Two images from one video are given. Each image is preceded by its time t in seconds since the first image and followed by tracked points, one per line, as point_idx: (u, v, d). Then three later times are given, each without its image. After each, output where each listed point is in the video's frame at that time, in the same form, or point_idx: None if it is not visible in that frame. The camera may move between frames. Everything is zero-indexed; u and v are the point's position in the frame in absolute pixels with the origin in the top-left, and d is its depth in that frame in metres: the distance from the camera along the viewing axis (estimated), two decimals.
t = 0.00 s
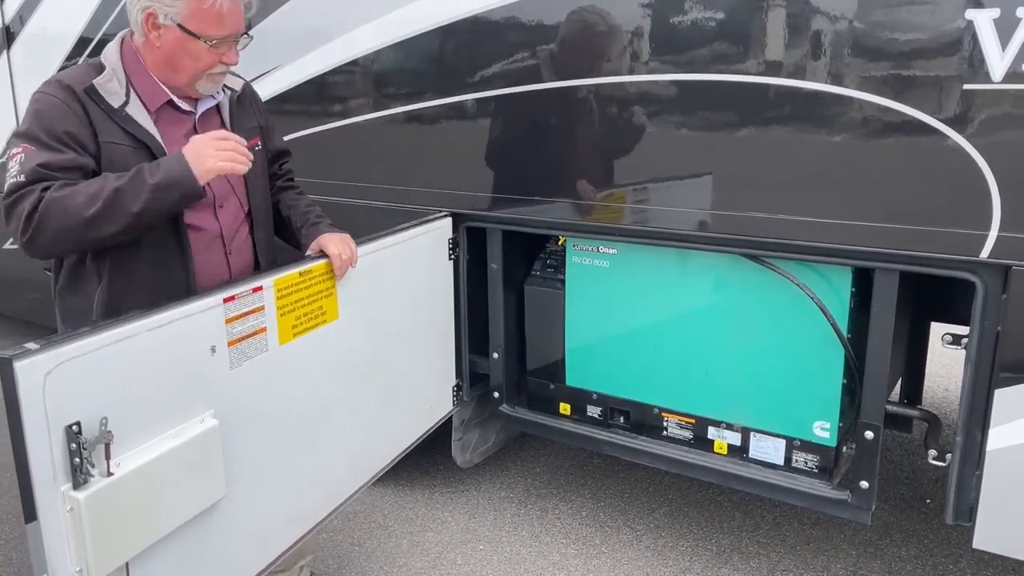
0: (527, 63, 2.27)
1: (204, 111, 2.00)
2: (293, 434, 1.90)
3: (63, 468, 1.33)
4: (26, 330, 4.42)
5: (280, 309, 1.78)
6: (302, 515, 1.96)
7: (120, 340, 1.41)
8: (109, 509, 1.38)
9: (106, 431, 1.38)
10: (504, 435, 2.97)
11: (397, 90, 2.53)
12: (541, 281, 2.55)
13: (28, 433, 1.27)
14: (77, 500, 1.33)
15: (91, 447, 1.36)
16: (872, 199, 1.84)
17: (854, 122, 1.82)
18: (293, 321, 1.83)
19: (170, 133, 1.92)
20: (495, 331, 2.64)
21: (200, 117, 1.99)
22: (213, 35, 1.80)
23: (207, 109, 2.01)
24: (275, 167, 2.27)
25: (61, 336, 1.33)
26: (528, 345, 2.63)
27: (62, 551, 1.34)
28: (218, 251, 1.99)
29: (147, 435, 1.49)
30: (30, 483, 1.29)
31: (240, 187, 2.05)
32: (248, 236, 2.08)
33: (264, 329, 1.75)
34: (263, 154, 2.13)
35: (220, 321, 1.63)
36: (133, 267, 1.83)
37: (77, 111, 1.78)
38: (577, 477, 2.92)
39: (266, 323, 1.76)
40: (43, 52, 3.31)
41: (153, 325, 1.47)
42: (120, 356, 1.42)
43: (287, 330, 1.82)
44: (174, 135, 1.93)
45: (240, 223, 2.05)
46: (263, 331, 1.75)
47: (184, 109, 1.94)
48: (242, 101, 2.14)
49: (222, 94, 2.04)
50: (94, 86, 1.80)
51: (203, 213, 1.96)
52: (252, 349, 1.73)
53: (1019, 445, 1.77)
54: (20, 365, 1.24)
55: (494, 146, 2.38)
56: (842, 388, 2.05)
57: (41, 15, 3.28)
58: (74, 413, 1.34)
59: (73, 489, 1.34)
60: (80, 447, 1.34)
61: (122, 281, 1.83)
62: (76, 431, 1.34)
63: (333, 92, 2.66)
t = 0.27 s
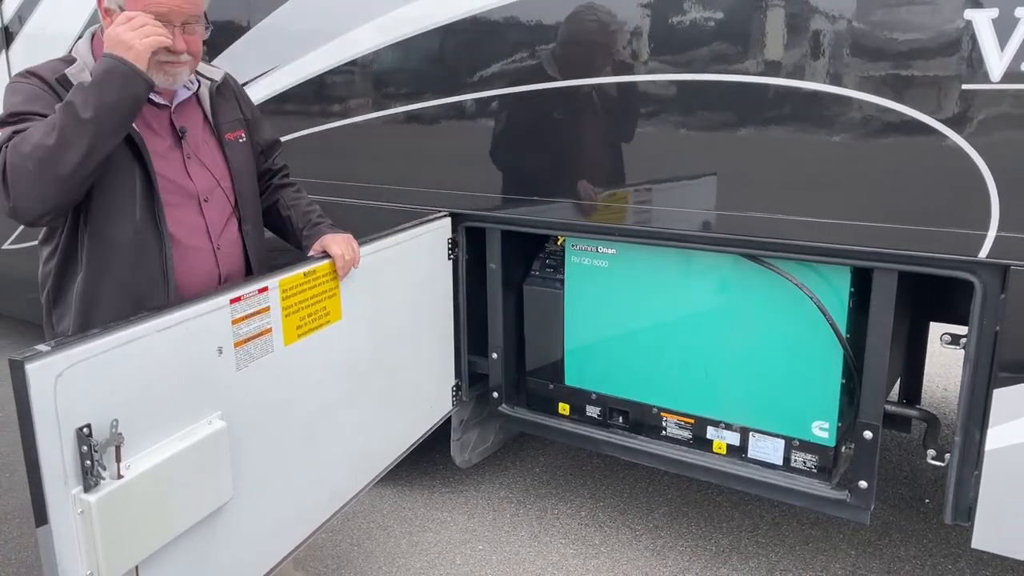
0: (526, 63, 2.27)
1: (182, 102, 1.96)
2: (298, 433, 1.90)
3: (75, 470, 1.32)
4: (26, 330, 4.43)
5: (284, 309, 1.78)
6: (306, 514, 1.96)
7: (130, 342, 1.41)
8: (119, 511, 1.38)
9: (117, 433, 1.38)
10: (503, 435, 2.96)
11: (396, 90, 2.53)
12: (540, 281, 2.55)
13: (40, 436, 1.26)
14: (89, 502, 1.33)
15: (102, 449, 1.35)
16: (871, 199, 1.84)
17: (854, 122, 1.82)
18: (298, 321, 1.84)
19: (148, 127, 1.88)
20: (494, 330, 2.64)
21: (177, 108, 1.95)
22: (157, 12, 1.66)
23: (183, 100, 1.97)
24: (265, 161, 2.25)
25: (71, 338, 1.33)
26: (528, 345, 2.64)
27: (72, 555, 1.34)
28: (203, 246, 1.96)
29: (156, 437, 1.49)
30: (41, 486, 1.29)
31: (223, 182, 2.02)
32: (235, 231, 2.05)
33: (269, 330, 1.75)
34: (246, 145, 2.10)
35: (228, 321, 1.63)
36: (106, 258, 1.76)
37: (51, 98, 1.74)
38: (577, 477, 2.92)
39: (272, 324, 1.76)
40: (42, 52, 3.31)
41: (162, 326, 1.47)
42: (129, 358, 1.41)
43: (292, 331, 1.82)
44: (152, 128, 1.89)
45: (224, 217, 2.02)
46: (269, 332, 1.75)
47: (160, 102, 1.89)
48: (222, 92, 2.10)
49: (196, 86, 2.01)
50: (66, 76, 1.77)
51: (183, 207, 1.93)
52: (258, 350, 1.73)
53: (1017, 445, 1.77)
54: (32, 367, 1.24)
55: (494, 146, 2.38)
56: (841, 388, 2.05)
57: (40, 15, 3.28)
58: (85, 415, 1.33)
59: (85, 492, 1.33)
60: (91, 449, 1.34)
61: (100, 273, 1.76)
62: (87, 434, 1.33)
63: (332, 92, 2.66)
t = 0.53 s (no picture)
0: (526, 62, 2.26)
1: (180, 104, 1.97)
2: (300, 433, 1.89)
3: (84, 472, 1.32)
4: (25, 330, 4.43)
5: (288, 309, 1.78)
6: (308, 515, 1.95)
7: (137, 343, 1.41)
8: (128, 513, 1.38)
9: (126, 435, 1.38)
10: (502, 436, 2.96)
11: (395, 89, 2.53)
12: (539, 281, 2.55)
13: (50, 438, 1.26)
14: (98, 505, 1.32)
15: (111, 451, 1.36)
16: (871, 199, 1.84)
17: (853, 122, 1.82)
18: (302, 322, 1.84)
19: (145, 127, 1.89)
20: (493, 331, 2.64)
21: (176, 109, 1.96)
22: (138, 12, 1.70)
23: (183, 101, 1.98)
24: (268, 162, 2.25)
25: (79, 339, 1.32)
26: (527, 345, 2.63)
27: (81, 557, 1.34)
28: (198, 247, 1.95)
29: (164, 439, 1.49)
30: (50, 487, 1.28)
31: (221, 182, 2.02)
32: (230, 232, 2.05)
33: (274, 330, 1.76)
34: (248, 146, 2.11)
35: (232, 321, 1.63)
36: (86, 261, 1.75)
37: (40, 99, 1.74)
38: (575, 477, 2.92)
39: (276, 324, 1.76)
40: (41, 52, 3.30)
41: (169, 328, 1.47)
42: (136, 359, 1.41)
43: (296, 331, 1.82)
44: (149, 129, 1.90)
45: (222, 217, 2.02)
46: (272, 332, 1.75)
47: (158, 102, 1.91)
48: (224, 92, 2.10)
49: (195, 85, 2.02)
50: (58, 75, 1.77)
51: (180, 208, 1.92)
52: (262, 352, 1.72)
53: (1016, 445, 1.77)
54: (42, 369, 1.23)
55: (493, 146, 2.38)
56: (839, 388, 2.05)
57: (38, 15, 3.28)
58: (94, 417, 1.33)
59: (94, 494, 1.33)
60: (100, 451, 1.34)
61: (84, 278, 1.75)
62: (96, 435, 1.33)
63: (331, 91, 2.66)
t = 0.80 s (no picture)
0: (525, 62, 2.26)
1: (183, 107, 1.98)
2: (301, 433, 1.89)
3: (86, 473, 1.32)
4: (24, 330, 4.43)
5: (289, 309, 1.78)
6: (309, 515, 1.95)
7: (137, 344, 1.41)
8: (130, 514, 1.38)
9: (127, 435, 1.38)
10: (502, 436, 2.96)
11: (395, 89, 2.52)
12: (538, 281, 2.55)
13: (52, 439, 1.26)
14: (100, 505, 1.32)
15: (112, 452, 1.35)
16: (870, 199, 1.84)
17: (852, 122, 1.82)
18: (302, 322, 1.84)
19: (152, 133, 1.88)
20: (492, 331, 2.64)
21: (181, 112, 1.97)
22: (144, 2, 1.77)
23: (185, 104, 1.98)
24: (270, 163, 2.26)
25: (80, 339, 1.32)
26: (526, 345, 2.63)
27: (83, 558, 1.33)
28: (207, 252, 1.97)
29: (165, 439, 1.49)
30: (51, 488, 1.28)
31: (228, 185, 2.03)
32: (237, 236, 2.06)
33: (275, 331, 1.76)
34: (251, 148, 2.11)
35: (233, 322, 1.63)
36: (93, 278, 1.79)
37: (43, 114, 1.74)
38: (575, 477, 2.92)
39: (277, 324, 1.76)
40: (40, 51, 3.30)
41: (169, 328, 1.47)
42: (137, 359, 1.41)
43: (296, 331, 1.82)
44: (156, 134, 1.89)
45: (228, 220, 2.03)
46: (273, 333, 1.75)
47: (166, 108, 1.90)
48: (227, 93, 2.11)
49: (201, 87, 2.01)
50: (64, 85, 1.76)
51: (189, 213, 1.93)
52: (263, 352, 1.73)
53: (1015, 445, 1.77)
54: (44, 370, 1.23)
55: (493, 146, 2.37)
56: (839, 388, 2.05)
57: (37, 15, 3.27)
58: (95, 418, 1.33)
59: (95, 495, 1.33)
60: (102, 452, 1.33)
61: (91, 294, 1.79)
62: (97, 436, 1.33)
63: (330, 91, 2.66)
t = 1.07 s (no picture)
0: (525, 63, 2.26)
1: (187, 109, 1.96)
2: (301, 433, 1.89)
3: (84, 473, 1.32)
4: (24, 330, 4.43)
5: (288, 310, 1.78)
6: (308, 515, 1.95)
7: (136, 344, 1.41)
8: (128, 514, 1.38)
9: (126, 435, 1.38)
10: (501, 436, 2.96)
11: (394, 89, 2.52)
12: (537, 281, 2.55)
13: (50, 440, 1.26)
14: (97, 506, 1.33)
15: (111, 452, 1.36)
16: (869, 200, 1.84)
17: (852, 123, 1.82)
18: (301, 322, 1.84)
19: (158, 136, 1.88)
20: (491, 331, 2.64)
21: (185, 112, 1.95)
22: (161, 10, 1.74)
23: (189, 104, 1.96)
24: (271, 162, 2.25)
25: (80, 339, 1.33)
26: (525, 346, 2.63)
27: (80, 558, 1.34)
28: (214, 254, 1.98)
29: (164, 439, 1.49)
30: (49, 488, 1.29)
31: (232, 186, 2.03)
32: (242, 238, 2.07)
33: (273, 331, 1.75)
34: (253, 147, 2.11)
35: (231, 322, 1.62)
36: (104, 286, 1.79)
37: (51, 121, 1.71)
38: (574, 477, 2.92)
39: (275, 325, 1.76)
40: (38, 51, 3.30)
41: (168, 328, 1.47)
42: (136, 359, 1.41)
43: (295, 331, 1.82)
44: (161, 138, 1.88)
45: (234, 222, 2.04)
46: (272, 333, 1.75)
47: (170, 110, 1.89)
48: (228, 93, 2.11)
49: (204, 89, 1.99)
50: (71, 89, 1.74)
51: (195, 217, 1.94)
52: (261, 352, 1.72)
53: (1014, 445, 1.77)
54: (42, 370, 1.24)
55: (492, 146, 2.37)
56: (837, 388, 2.06)
57: (36, 15, 3.27)
58: (94, 418, 1.34)
59: (93, 495, 1.33)
60: (101, 452, 1.34)
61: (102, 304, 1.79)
62: (96, 436, 1.33)
63: (330, 91, 2.66)
